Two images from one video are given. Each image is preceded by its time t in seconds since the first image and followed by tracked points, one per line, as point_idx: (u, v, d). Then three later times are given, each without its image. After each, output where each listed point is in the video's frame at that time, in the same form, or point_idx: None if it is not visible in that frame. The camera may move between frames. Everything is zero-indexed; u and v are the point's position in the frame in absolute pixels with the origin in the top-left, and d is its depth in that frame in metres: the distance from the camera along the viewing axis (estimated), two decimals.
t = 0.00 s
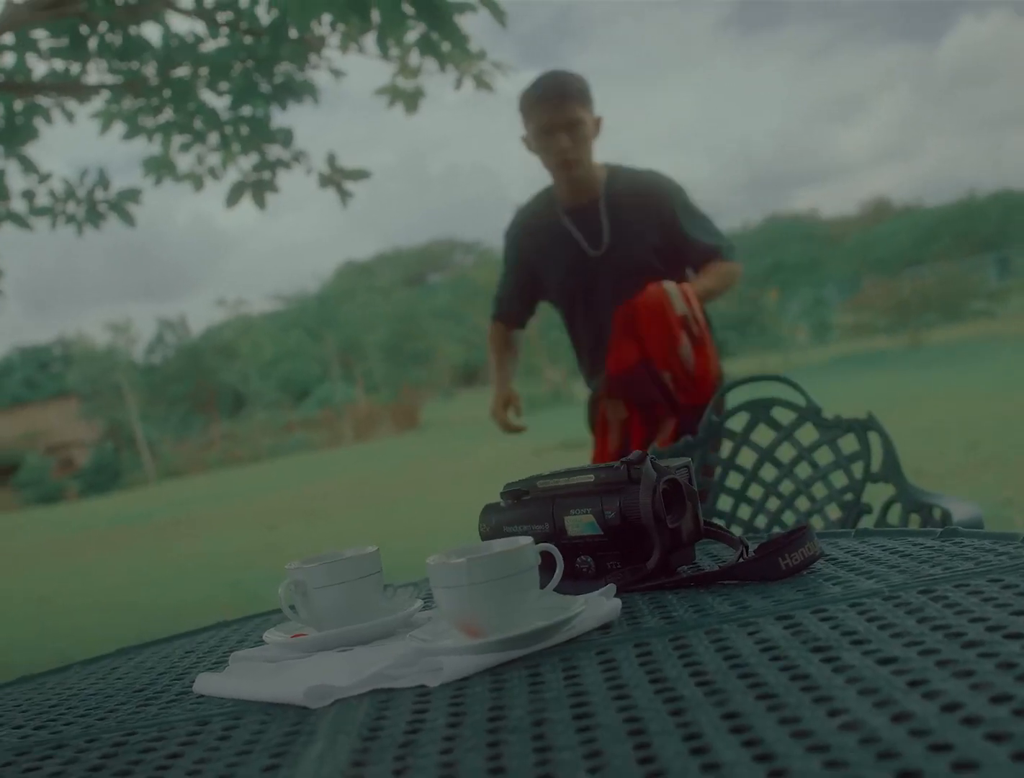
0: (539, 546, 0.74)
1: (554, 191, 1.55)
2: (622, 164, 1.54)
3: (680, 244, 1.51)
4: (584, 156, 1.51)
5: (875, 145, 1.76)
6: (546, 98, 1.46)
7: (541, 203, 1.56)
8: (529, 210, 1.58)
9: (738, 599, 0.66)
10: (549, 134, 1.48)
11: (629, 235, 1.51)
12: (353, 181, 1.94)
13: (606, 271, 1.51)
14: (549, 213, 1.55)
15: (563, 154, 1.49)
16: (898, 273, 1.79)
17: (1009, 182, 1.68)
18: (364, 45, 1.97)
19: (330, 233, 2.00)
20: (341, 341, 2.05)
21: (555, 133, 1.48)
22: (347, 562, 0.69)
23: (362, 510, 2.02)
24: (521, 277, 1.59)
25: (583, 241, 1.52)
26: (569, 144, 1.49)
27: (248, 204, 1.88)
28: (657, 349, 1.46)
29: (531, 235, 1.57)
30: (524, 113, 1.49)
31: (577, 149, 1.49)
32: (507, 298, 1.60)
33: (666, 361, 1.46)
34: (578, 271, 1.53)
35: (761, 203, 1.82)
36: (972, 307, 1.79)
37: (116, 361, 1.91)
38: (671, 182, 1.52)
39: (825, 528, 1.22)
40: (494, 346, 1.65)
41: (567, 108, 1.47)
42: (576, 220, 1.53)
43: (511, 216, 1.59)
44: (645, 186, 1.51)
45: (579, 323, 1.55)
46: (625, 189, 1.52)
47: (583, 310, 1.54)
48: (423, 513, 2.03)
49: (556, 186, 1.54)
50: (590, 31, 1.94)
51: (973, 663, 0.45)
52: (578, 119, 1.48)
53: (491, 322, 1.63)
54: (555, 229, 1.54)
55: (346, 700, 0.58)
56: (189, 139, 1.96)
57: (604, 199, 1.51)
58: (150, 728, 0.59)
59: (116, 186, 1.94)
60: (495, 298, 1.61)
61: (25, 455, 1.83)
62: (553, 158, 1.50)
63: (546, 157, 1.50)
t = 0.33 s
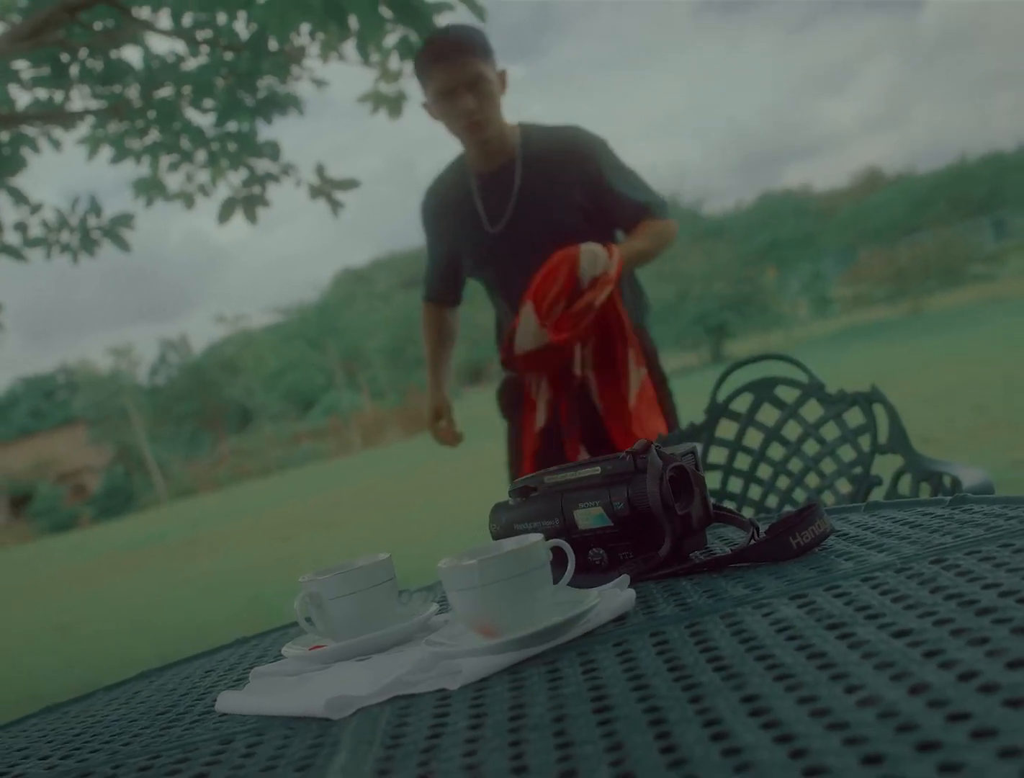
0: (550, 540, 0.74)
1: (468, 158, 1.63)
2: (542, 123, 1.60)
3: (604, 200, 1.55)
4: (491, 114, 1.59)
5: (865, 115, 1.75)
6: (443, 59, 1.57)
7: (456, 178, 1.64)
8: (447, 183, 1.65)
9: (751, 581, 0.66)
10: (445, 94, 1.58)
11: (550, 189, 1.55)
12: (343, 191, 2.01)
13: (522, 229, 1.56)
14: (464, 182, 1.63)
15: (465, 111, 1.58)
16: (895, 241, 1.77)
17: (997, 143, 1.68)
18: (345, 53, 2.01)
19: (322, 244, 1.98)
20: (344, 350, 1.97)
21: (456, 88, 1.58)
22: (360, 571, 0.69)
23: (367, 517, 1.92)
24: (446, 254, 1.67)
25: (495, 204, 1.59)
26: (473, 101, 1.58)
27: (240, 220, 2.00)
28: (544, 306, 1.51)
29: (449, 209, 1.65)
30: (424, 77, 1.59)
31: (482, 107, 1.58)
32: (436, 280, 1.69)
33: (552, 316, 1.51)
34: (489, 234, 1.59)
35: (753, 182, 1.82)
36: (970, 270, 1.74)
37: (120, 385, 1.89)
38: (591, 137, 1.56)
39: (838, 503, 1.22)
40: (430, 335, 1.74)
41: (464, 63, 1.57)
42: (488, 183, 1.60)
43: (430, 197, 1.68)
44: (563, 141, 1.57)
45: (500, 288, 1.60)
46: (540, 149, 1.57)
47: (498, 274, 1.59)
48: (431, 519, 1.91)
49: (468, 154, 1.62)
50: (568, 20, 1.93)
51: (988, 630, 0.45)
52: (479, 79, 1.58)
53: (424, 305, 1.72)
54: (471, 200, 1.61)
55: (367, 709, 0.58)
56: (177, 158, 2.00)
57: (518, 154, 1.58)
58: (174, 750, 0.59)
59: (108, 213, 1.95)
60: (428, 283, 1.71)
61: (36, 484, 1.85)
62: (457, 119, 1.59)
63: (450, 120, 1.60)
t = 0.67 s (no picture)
0: (558, 530, 0.74)
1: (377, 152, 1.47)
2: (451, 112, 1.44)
3: (535, 190, 1.42)
4: (407, 108, 1.34)
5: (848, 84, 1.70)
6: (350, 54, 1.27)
7: (362, 180, 1.48)
8: (353, 187, 1.49)
9: (761, 557, 0.66)
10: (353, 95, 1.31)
11: (477, 185, 1.41)
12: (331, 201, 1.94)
13: (450, 233, 1.42)
14: (372, 184, 1.47)
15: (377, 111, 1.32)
16: (887, 208, 1.73)
17: (985, 106, 1.60)
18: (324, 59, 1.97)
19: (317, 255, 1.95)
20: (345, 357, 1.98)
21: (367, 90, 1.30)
22: (370, 574, 0.69)
23: (370, 524, 1.96)
24: (354, 266, 1.51)
25: (413, 207, 1.44)
26: (387, 101, 1.31)
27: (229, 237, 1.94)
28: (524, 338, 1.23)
29: (358, 216, 1.48)
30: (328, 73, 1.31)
31: (398, 105, 1.33)
32: (343, 297, 1.53)
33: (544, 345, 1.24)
34: (410, 243, 1.44)
35: (740, 161, 1.80)
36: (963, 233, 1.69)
37: (124, 408, 1.89)
38: (511, 123, 1.43)
39: (844, 473, 1.22)
40: (337, 360, 1.57)
41: (375, 59, 1.28)
42: (402, 183, 1.44)
43: (330, 206, 1.52)
44: (485, 132, 1.42)
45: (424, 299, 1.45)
46: (458, 141, 1.42)
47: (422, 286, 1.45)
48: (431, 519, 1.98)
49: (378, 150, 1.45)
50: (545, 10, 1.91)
51: (996, 589, 0.45)
52: (393, 72, 1.30)
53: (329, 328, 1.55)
54: (383, 203, 1.46)
55: (386, 711, 0.58)
56: (164, 177, 2.01)
57: (438, 149, 1.42)
58: (198, 766, 0.59)
59: (99, 237, 1.95)
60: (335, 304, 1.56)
61: (48, 514, 1.83)
62: (368, 116, 1.33)
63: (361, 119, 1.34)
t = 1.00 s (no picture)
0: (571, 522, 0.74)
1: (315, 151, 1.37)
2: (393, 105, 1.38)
3: (485, 179, 1.37)
4: (350, 96, 1.26)
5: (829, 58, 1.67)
6: (285, 38, 1.19)
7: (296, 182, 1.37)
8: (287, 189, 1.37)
9: (776, 536, 0.66)
10: (290, 85, 1.22)
11: (429, 171, 1.33)
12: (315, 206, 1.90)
13: (405, 220, 1.32)
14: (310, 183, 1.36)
15: (315, 102, 1.23)
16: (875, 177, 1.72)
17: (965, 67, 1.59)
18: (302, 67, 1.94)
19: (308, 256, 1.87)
20: (347, 362, 2.02)
21: (304, 76, 1.22)
22: (386, 580, 0.69)
23: (380, 529, 1.96)
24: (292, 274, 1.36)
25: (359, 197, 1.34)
26: (328, 89, 1.23)
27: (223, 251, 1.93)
28: (524, 307, 1.21)
29: (297, 218, 1.36)
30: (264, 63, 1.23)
31: (339, 94, 1.24)
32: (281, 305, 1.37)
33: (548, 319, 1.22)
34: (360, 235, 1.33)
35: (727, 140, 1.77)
36: (954, 197, 1.66)
37: (128, 430, 1.92)
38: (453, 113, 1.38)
39: (852, 445, 1.22)
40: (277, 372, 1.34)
41: (314, 41, 1.20)
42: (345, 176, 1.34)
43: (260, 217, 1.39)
44: (429, 121, 1.36)
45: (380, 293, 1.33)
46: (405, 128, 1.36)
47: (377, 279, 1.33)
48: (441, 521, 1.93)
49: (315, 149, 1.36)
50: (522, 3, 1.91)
51: (1015, 550, 0.45)
52: (332, 56, 1.22)
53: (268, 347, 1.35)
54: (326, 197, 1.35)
55: (411, 717, 0.58)
56: (152, 198, 1.99)
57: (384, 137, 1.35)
58: None
59: (91, 260, 1.94)
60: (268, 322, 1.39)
61: (61, 542, 1.84)
62: (307, 108, 1.25)
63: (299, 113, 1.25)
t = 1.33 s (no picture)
0: (586, 513, 0.73)
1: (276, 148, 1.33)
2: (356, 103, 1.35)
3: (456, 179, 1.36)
4: (319, 88, 1.27)
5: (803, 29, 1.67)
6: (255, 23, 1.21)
7: (257, 180, 1.32)
8: (248, 187, 1.32)
9: (791, 512, 0.65)
10: (257, 73, 1.23)
11: (401, 172, 1.31)
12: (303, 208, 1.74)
13: (377, 225, 1.29)
14: (273, 180, 1.31)
15: (283, 92, 1.24)
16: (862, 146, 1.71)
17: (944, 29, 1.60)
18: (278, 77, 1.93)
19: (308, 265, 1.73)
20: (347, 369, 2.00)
21: (272, 61, 1.23)
22: (404, 584, 0.69)
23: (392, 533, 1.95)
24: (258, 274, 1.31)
25: (327, 196, 1.31)
26: (296, 78, 1.24)
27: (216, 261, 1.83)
28: (523, 316, 1.23)
29: (259, 216, 1.31)
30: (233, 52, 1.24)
31: (306, 85, 1.25)
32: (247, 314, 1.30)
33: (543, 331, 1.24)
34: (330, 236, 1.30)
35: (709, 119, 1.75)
36: (940, 160, 1.65)
37: (134, 450, 1.84)
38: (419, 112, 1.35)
39: (859, 415, 1.22)
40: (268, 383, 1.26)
41: (284, 29, 1.22)
42: (311, 174, 1.31)
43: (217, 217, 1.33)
44: (397, 118, 1.34)
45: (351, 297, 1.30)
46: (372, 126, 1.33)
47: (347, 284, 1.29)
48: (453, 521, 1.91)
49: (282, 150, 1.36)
50: None
51: None
52: (301, 46, 1.23)
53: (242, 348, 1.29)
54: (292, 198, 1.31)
55: (440, 720, 0.57)
56: (141, 217, 1.93)
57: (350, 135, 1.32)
58: None
59: (85, 286, 1.88)
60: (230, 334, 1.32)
61: (74, 567, 1.81)
62: (274, 100, 1.25)
63: (266, 104, 1.26)
